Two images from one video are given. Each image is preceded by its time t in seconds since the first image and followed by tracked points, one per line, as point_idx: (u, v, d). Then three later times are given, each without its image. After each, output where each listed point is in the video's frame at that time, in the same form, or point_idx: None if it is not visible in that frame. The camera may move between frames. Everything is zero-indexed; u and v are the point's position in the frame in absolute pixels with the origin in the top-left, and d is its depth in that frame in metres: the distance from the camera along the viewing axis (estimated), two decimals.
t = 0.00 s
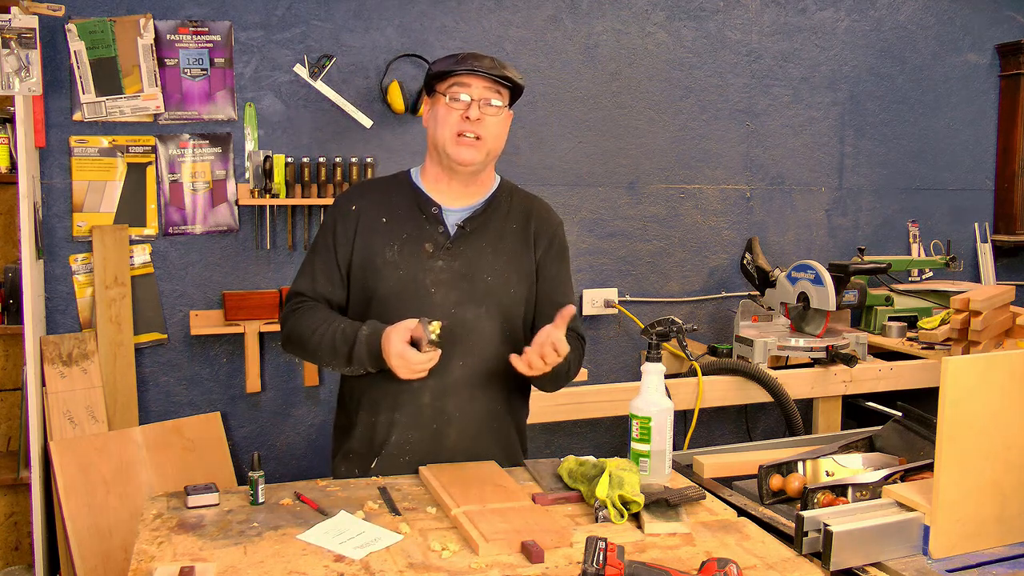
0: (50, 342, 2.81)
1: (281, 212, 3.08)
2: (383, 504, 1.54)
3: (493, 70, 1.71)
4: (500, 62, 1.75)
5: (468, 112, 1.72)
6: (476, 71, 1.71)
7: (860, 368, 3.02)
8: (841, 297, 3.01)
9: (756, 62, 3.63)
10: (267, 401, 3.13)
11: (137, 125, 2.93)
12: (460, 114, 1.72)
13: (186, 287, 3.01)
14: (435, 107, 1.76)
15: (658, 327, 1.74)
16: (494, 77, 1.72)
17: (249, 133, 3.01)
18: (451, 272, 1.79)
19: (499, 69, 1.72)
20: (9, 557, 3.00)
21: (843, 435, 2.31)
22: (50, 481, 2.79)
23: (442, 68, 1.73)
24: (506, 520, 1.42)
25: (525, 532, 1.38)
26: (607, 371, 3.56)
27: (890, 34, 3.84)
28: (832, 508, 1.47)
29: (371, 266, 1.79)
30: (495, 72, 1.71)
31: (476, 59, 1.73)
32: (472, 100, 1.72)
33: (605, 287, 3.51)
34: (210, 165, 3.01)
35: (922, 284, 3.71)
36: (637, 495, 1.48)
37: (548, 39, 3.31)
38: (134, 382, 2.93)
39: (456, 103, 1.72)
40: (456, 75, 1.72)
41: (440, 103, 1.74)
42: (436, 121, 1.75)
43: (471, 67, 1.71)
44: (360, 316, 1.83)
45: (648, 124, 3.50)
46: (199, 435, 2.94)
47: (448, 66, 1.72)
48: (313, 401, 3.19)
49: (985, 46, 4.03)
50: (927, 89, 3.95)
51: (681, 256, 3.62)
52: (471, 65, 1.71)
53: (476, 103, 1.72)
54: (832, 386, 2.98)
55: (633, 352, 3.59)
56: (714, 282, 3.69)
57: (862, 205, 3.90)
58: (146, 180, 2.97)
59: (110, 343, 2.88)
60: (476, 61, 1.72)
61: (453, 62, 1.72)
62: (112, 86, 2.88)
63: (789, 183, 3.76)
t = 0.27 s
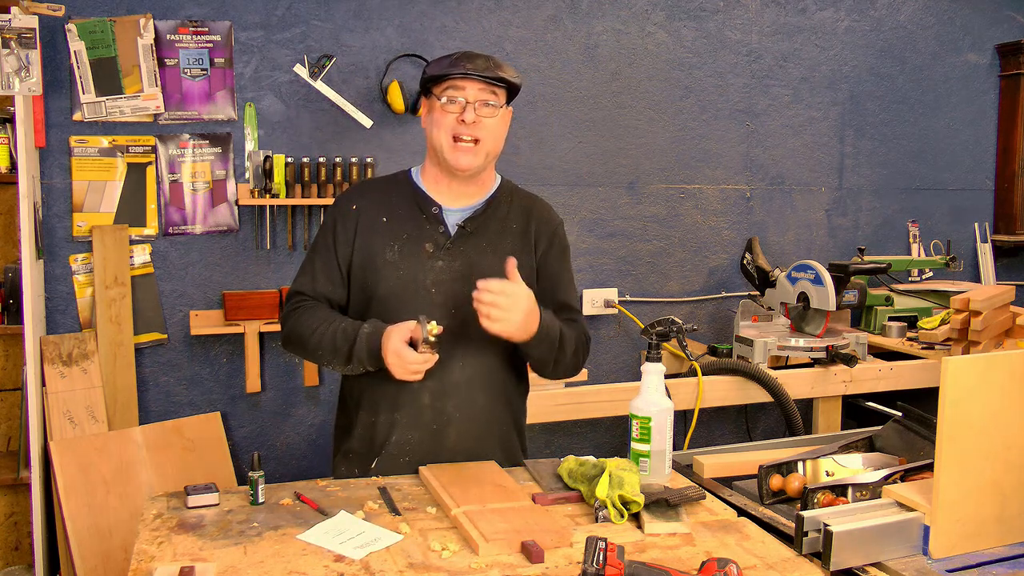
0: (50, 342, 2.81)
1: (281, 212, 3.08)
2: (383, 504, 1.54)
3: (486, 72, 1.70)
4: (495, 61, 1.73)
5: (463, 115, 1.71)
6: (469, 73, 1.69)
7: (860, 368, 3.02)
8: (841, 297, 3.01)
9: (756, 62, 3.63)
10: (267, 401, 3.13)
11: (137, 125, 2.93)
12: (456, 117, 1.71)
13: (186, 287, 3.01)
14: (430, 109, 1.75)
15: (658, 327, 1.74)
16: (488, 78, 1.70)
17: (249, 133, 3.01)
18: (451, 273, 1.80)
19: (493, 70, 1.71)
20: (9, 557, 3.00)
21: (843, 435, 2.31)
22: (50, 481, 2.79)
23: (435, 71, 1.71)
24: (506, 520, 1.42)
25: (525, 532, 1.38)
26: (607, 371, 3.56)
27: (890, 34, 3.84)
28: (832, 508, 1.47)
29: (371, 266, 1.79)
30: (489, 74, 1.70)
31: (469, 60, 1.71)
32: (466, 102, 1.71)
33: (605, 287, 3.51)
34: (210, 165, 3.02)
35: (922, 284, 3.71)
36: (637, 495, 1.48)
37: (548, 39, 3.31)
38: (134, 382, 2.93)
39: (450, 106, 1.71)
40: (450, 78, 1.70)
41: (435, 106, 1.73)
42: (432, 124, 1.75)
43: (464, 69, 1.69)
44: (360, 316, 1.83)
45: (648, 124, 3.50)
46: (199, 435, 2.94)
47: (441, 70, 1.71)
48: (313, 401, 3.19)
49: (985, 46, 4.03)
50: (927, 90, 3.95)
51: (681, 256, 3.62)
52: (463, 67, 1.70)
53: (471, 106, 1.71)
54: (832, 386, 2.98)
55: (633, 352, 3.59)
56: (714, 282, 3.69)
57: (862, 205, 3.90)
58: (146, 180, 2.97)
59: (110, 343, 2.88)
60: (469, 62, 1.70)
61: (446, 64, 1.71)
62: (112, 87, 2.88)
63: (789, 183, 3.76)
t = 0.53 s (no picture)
0: (50, 342, 2.81)
1: (282, 212, 3.08)
2: (383, 504, 1.54)
3: (460, 74, 1.71)
4: (470, 59, 1.74)
5: (444, 120, 1.72)
6: (443, 78, 1.70)
7: (860, 368, 3.02)
8: (841, 297, 3.01)
9: (756, 62, 3.63)
10: (267, 401, 3.13)
11: (136, 125, 2.93)
12: (438, 123, 1.73)
13: (186, 287, 3.01)
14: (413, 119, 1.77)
15: (658, 327, 1.74)
16: (463, 79, 1.71)
17: (249, 133, 3.01)
18: (452, 270, 1.79)
19: (467, 70, 1.72)
20: (9, 557, 3.00)
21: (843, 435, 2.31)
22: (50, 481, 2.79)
23: (412, 82, 1.73)
24: (506, 520, 1.42)
25: (524, 532, 1.38)
26: (607, 371, 3.56)
27: (890, 34, 3.85)
28: (832, 508, 1.47)
29: (372, 266, 1.79)
30: (463, 74, 1.71)
31: (442, 64, 1.72)
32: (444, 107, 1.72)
33: (604, 287, 3.51)
34: (210, 166, 3.02)
35: (922, 284, 3.71)
36: (637, 495, 1.48)
37: (548, 39, 3.31)
38: (134, 382, 2.93)
39: (431, 114, 1.73)
40: (425, 87, 1.72)
41: (417, 117, 1.75)
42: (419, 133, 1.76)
43: (438, 75, 1.70)
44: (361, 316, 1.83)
45: (648, 124, 3.50)
46: (199, 435, 2.94)
47: (415, 79, 1.73)
48: (313, 401, 3.19)
49: (985, 46, 4.03)
50: (927, 90, 3.95)
51: (681, 256, 3.62)
52: (437, 72, 1.71)
53: (450, 109, 1.72)
54: (832, 386, 2.98)
55: (633, 352, 3.59)
56: (714, 282, 3.69)
57: (862, 205, 3.90)
58: (146, 180, 2.97)
59: (110, 343, 2.88)
60: (442, 66, 1.71)
61: (421, 74, 1.72)
62: (112, 87, 2.88)
63: (789, 183, 3.76)
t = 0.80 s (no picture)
0: (50, 342, 2.81)
1: (282, 212, 3.08)
2: (383, 504, 1.54)
3: (437, 75, 1.71)
4: (447, 58, 1.74)
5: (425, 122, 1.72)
6: (420, 81, 1.70)
7: (860, 368, 3.02)
8: (841, 297, 3.01)
9: (756, 62, 3.63)
10: (267, 401, 3.13)
11: (136, 125, 2.93)
12: (419, 126, 1.73)
13: (186, 287, 3.01)
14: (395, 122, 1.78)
15: (658, 327, 1.74)
16: (439, 80, 1.71)
17: (249, 133, 3.01)
18: (444, 272, 1.79)
19: (444, 70, 1.72)
20: (9, 557, 3.00)
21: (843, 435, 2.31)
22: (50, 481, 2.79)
23: (390, 86, 1.73)
24: (506, 520, 1.42)
25: (525, 532, 1.38)
26: (607, 371, 3.56)
27: (890, 34, 3.84)
28: (832, 508, 1.47)
29: (364, 270, 1.79)
30: (439, 74, 1.71)
31: (419, 65, 1.72)
32: (423, 109, 1.72)
33: (605, 287, 3.51)
34: (210, 165, 3.02)
35: (922, 284, 3.71)
36: (637, 495, 1.48)
37: (548, 39, 3.31)
38: (134, 382, 2.93)
39: (411, 118, 1.73)
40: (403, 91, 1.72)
41: (399, 121, 1.76)
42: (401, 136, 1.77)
43: (415, 79, 1.70)
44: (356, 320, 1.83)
45: (648, 124, 3.50)
46: (199, 435, 2.94)
47: (394, 84, 1.73)
48: (313, 401, 3.19)
49: (985, 46, 4.03)
50: (927, 90, 3.95)
51: (681, 256, 3.62)
52: (413, 75, 1.71)
53: (429, 111, 1.72)
54: (832, 386, 2.98)
55: (633, 352, 3.59)
56: (714, 282, 3.69)
57: (862, 205, 3.90)
58: (146, 180, 2.97)
59: (111, 343, 2.88)
60: (419, 68, 1.71)
61: (399, 77, 1.72)
62: (112, 87, 2.88)
63: (789, 183, 3.76)
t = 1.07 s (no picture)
0: (50, 342, 2.81)
1: (282, 212, 3.08)
2: (383, 504, 1.54)
3: (435, 85, 1.68)
4: (445, 66, 1.71)
5: (422, 133, 1.71)
6: (418, 93, 1.67)
7: (861, 368, 3.02)
8: (841, 297, 3.01)
9: (756, 62, 3.63)
10: (267, 401, 3.13)
11: (136, 125, 2.93)
12: (416, 136, 1.72)
13: (186, 287, 3.01)
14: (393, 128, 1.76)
15: (658, 327, 1.74)
16: (437, 93, 1.68)
17: (249, 133, 3.01)
18: (442, 270, 1.79)
19: (441, 80, 1.69)
20: (9, 557, 3.00)
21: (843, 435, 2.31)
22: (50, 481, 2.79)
23: (387, 94, 1.71)
24: (506, 520, 1.42)
25: (525, 532, 1.38)
26: (607, 371, 3.56)
27: (890, 34, 3.84)
28: (832, 508, 1.47)
29: (362, 267, 1.79)
30: (436, 85, 1.68)
31: (416, 74, 1.69)
32: (421, 120, 1.70)
33: (605, 287, 3.51)
34: (210, 165, 3.01)
35: (922, 284, 3.71)
36: (637, 495, 1.48)
37: (548, 39, 3.31)
38: (134, 382, 2.93)
39: (408, 128, 1.72)
40: (400, 102, 1.69)
41: (396, 129, 1.74)
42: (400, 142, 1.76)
43: (412, 89, 1.68)
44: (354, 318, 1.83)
45: (648, 124, 3.50)
46: (199, 435, 2.94)
47: (391, 93, 1.70)
48: (313, 401, 3.19)
49: (985, 46, 4.03)
50: (927, 90, 3.95)
51: (681, 256, 3.62)
52: (410, 86, 1.68)
53: (426, 122, 1.70)
54: (832, 386, 2.98)
55: (633, 352, 3.59)
56: (714, 282, 3.69)
57: (862, 205, 3.90)
58: (146, 180, 2.97)
59: (111, 343, 2.88)
60: (416, 77, 1.68)
61: (396, 86, 1.69)
62: (112, 86, 2.88)
63: (790, 183, 3.76)
